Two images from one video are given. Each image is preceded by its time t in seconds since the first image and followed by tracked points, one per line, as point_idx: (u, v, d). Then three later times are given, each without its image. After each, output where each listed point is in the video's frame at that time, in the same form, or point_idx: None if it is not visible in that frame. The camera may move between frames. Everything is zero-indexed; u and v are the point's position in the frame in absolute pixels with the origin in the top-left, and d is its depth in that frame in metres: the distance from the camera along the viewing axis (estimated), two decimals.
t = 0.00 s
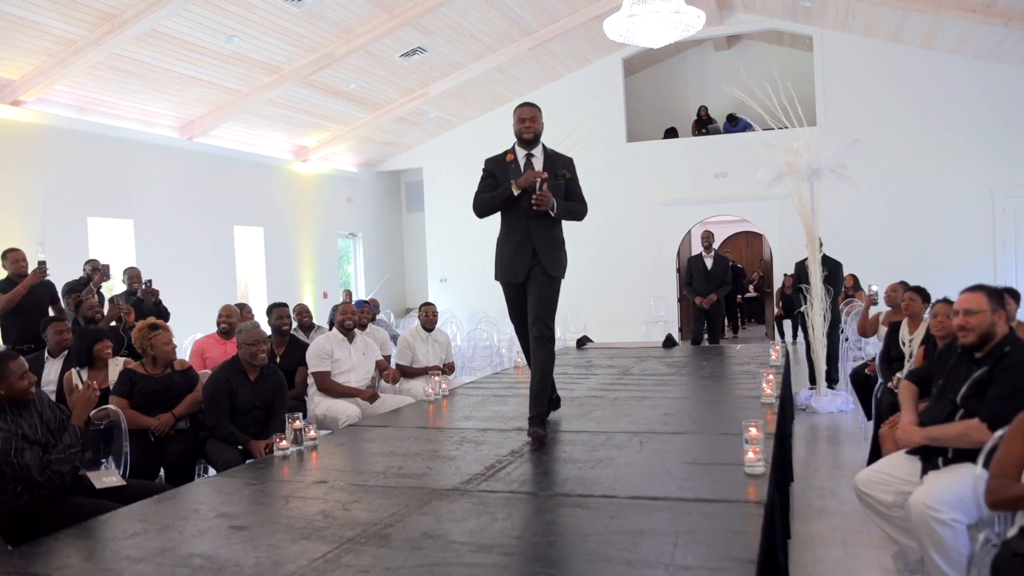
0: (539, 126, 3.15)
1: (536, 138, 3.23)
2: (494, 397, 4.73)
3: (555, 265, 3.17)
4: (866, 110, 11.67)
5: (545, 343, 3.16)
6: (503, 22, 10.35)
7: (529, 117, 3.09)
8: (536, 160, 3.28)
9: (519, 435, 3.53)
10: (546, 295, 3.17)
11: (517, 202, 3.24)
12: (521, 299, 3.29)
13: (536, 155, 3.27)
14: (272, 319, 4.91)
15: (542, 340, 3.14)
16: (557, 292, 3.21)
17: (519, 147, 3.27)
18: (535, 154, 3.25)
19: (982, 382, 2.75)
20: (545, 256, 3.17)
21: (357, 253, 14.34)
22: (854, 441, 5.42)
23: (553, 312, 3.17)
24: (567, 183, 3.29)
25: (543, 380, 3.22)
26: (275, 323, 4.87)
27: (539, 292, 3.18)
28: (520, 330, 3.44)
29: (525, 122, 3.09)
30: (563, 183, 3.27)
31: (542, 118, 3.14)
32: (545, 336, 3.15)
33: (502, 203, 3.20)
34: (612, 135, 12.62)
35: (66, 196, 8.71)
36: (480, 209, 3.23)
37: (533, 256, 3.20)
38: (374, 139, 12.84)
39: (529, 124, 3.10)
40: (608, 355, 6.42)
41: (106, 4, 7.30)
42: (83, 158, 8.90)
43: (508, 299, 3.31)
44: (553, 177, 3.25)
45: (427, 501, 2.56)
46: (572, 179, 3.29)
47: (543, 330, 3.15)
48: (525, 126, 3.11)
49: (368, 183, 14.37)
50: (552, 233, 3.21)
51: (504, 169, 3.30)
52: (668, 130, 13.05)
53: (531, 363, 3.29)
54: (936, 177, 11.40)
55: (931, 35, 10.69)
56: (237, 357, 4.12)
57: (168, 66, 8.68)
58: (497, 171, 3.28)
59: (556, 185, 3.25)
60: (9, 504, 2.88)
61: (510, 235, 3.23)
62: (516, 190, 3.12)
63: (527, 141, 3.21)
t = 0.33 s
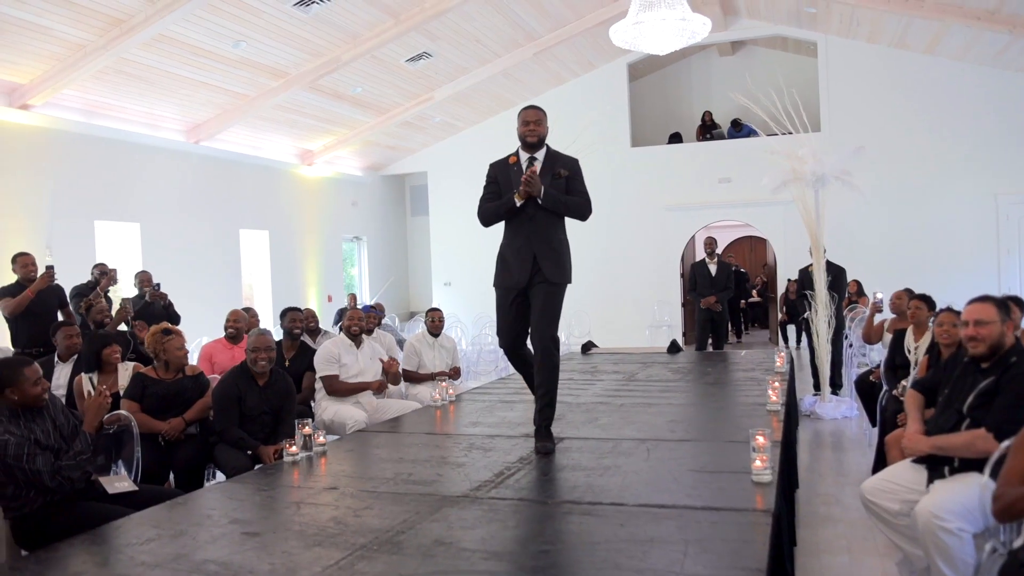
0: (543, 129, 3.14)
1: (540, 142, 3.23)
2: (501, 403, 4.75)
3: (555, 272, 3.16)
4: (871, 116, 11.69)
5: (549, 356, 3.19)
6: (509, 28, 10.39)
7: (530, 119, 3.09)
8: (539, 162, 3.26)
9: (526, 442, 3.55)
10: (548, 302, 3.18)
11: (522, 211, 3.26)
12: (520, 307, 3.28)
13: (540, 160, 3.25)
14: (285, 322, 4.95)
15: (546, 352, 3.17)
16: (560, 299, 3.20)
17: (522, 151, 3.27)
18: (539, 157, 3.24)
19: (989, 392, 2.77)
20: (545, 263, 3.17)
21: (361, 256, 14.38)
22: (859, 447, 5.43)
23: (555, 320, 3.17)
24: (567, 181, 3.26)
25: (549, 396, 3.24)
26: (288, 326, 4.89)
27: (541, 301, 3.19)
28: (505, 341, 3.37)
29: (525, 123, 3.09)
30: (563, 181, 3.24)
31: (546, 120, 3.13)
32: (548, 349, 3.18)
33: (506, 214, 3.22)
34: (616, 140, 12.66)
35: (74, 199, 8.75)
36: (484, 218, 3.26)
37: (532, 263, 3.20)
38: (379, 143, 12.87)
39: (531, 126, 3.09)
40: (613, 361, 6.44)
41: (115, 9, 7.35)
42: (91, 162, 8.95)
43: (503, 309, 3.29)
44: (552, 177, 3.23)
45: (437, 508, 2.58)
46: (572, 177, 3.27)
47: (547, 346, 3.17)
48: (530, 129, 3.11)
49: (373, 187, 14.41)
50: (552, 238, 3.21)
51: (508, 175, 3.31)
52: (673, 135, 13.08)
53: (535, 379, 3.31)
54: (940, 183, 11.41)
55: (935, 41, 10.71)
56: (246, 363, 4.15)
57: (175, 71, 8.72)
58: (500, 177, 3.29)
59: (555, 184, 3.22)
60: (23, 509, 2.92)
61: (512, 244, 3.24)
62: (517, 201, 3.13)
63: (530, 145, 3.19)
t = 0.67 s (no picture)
0: (543, 124, 3.08)
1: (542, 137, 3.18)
2: (510, 406, 4.78)
3: (554, 271, 3.12)
4: (877, 120, 11.71)
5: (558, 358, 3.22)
6: (517, 32, 10.43)
7: (529, 115, 3.04)
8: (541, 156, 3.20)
9: (537, 446, 3.57)
10: (554, 302, 3.16)
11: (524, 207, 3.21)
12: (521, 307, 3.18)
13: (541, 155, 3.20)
14: (300, 324, 5.05)
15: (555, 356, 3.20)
16: (565, 298, 3.17)
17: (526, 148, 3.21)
18: (542, 154, 3.18)
19: (998, 399, 2.80)
20: (543, 261, 3.13)
21: (367, 258, 14.43)
22: (865, 452, 5.45)
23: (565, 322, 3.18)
24: (566, 173, 3.18)
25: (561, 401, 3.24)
26: (301, 328, 5.01)
27: (547, 302, 3.18)
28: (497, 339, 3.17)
29: (523, 118, 3.04)
30: (562, 174, 3.15)
31: (547, 115, 3.07)
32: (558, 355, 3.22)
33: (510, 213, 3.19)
34: (622, 144, 12.69)
35: (83, 201, 8.80)
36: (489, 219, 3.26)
37: (530, 262, 3.16)
38: (386, 146, 12.92)
39: (531, 121, 3.04)
40: (620, 365, 6.47)
41: (127, 13, 7.40)
42: (101, 164, 9.01)
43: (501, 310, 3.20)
44: (550, 170, 3.16)
45: (452, 511, 2.62)
46: (572, 168, 3.17)
47: (556, 352, 3.20)
48: (530, 126, 3.06)
49: (379, 189, 14.45)
50: (553, 235, 3.15)
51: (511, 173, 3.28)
52: (679, 139, 13.11)
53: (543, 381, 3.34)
54: (946, 188, 11.43)
55: (942, 46, 10.74)
56: (258, 367, 4.18)
57: (185, 74, 8.77)
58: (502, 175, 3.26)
59: (554, 177, 3.14)
60: (40, 509, 2.95)
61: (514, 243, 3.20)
62: (519, 200, 3.09)
63: (531, 141, 3.14)
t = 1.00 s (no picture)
0: (536, 127, 3.02)
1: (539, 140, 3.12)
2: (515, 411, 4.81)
3: (552, 278, 3.02)
4: (880, 129, 11.76)
5: (565, 362, 3.15)
6: (522, 39, 10.50)
7: (522, 119, 2.99)
8: (539, 157, 3.14)
9: (545, 450, 3.60)
10: (557, 308, 3.08)
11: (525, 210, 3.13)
12: (524, 313, 3.08)
13: (538, 159, 3.14)
14: (308, 327, 5.22)
15: (562, 361, 3.15)
16: (569, 303, 3.09)
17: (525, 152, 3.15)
18: (538, 157, 3.14)
19: (1002, 406, 2.83)
20: (539, 267, 3.04)
21: (370, 263, 14.48)
22: (868, 459, 5.48)
23: (570, 327, 3.11)
24: (561, 175, 3.09)
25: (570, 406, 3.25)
26: (309, 329, 5.13)
27: (552, 308, 3.09)
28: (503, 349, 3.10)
29: (515, 120, 2.99)
30: (556, 177, 3.07)
31: (541, 118, 3.01)
32: (566, 360, 3.15)
33: (511, 214, 3.12)
34: (626, 150, 12.75)
35: (91, 204, 8.85)
36: (491, 225, 3.20)
37: (525, 268, 3.07)
38: (390, 151, 12.97)
39: (523, 125, 2.99)
40: (624, 371, 6.50)
41: (136, 17, 7.45)
42: (108, 167, 9.06)
43: (503, 318, 3.10)
44: (545, 173, 3.09)
45: (462, 514, 2.65)
46: (567, 170, 3.08)
47: (564, 355, 3.14)
48: (523, 130, 3.01)
49: (383, 194, 14.51)
50: (550, 239, 3.05)
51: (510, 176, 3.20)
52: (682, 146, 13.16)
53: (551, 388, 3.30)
54: (948, 196, 11.47)
55: (944, 55, 10.79)
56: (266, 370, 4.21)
57: (192, 78, 8.83)
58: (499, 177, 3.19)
59: (549, 181, 3.07)
60: (53, 508, 2.98)
61: (512, 248, 3.12)
62: (510, 196, 3.02)
63: (525, 145, 3.07)
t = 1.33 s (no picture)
0: (535, 135, 2.98)
1: (539, 148, 3.07)
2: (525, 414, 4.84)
3: (552, 290, 2.96)
4: (884, 135, 11.80)
5: (573, 369, 3.14)
6: (529, 44, 10.55)
7: (519, 125, 2.97)
8: (540, 166, 3.09)
9: (557, 452, 3.63)
10: (562, 320, 3.03)
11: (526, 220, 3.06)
12: (532, 327, 3.00)
13: (539, 169, 3.08)
14: (319, 328, 5.24)
15: (570, 370, 3.13)
16: (574, 314, 3.03)
17: (525, 161, 3.10)
18: (539, 165, 3.08)
19: (1013, 411, 2.86)
20: (539, 279, 2.97)
21: (376, 266, 14.53)
22: (875, 463, 5.51)
23: (575, 338, 3.06)
24: (560, 184, 3.02)
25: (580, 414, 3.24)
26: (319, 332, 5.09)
27: (557, 320, 3.03)
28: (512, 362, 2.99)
29: (514, 126, 2.99)
30: (554, 186, 3.00)
31: (540, 124, 2.98)
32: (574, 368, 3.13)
33: (511, 224, 3.05)
34: (631, 155, 12.79)
35: (99, 206, 8.90)
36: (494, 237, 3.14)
37: (527, 280, 3.00)
38: (396, 154, 13.02)
39: (521, 132, 2.97)
40: (631, 374, 6.54)
41: (147, 21, 7.50)
42: (117, 169, 9.12)
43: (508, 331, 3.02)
44: (543, 183, 3.02)
45: (480, 514, 2.69)
46: (566, 179, 3.00)
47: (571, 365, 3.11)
48: (522, 137, 3.00)
49: (388, 197, 14.55)
50: (551, 250, 2.99)
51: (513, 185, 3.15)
52: (687, 151, 13.20)
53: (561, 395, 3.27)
54: (953, 202, 11.51)
55: (950, 62, 10.83)
56: (279, 371, 4.24)
57: (201, 81, 8.87)
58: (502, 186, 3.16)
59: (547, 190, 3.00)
60: (73, 506, 3.01)
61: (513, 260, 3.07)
62: (508, 205, 2.97)
63: (524, 153, 3.02)
